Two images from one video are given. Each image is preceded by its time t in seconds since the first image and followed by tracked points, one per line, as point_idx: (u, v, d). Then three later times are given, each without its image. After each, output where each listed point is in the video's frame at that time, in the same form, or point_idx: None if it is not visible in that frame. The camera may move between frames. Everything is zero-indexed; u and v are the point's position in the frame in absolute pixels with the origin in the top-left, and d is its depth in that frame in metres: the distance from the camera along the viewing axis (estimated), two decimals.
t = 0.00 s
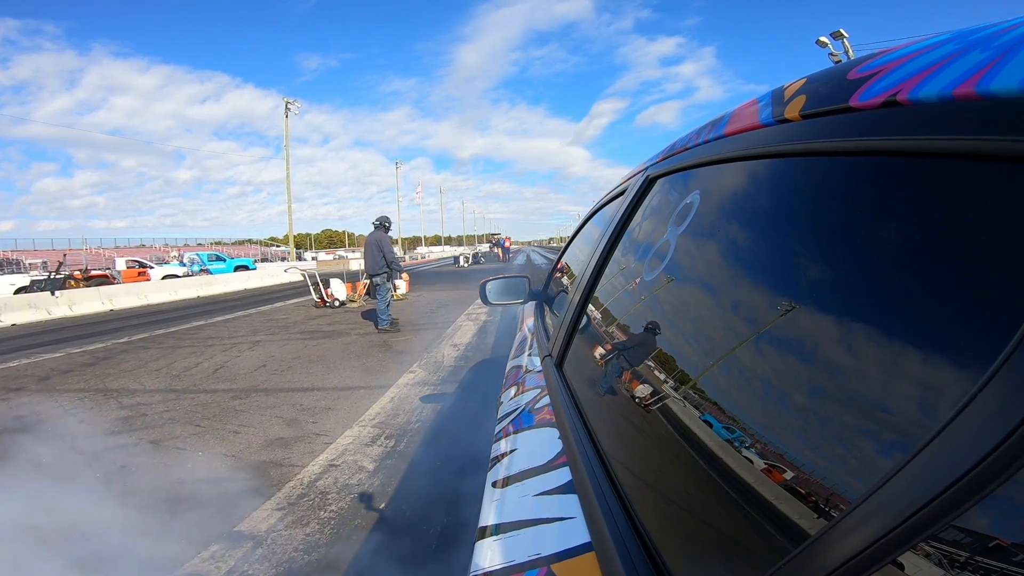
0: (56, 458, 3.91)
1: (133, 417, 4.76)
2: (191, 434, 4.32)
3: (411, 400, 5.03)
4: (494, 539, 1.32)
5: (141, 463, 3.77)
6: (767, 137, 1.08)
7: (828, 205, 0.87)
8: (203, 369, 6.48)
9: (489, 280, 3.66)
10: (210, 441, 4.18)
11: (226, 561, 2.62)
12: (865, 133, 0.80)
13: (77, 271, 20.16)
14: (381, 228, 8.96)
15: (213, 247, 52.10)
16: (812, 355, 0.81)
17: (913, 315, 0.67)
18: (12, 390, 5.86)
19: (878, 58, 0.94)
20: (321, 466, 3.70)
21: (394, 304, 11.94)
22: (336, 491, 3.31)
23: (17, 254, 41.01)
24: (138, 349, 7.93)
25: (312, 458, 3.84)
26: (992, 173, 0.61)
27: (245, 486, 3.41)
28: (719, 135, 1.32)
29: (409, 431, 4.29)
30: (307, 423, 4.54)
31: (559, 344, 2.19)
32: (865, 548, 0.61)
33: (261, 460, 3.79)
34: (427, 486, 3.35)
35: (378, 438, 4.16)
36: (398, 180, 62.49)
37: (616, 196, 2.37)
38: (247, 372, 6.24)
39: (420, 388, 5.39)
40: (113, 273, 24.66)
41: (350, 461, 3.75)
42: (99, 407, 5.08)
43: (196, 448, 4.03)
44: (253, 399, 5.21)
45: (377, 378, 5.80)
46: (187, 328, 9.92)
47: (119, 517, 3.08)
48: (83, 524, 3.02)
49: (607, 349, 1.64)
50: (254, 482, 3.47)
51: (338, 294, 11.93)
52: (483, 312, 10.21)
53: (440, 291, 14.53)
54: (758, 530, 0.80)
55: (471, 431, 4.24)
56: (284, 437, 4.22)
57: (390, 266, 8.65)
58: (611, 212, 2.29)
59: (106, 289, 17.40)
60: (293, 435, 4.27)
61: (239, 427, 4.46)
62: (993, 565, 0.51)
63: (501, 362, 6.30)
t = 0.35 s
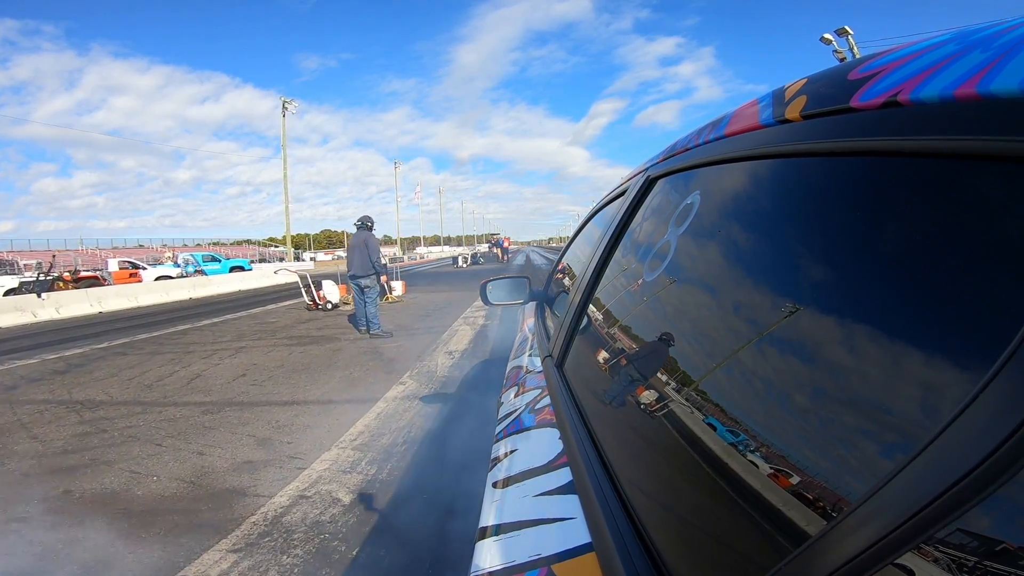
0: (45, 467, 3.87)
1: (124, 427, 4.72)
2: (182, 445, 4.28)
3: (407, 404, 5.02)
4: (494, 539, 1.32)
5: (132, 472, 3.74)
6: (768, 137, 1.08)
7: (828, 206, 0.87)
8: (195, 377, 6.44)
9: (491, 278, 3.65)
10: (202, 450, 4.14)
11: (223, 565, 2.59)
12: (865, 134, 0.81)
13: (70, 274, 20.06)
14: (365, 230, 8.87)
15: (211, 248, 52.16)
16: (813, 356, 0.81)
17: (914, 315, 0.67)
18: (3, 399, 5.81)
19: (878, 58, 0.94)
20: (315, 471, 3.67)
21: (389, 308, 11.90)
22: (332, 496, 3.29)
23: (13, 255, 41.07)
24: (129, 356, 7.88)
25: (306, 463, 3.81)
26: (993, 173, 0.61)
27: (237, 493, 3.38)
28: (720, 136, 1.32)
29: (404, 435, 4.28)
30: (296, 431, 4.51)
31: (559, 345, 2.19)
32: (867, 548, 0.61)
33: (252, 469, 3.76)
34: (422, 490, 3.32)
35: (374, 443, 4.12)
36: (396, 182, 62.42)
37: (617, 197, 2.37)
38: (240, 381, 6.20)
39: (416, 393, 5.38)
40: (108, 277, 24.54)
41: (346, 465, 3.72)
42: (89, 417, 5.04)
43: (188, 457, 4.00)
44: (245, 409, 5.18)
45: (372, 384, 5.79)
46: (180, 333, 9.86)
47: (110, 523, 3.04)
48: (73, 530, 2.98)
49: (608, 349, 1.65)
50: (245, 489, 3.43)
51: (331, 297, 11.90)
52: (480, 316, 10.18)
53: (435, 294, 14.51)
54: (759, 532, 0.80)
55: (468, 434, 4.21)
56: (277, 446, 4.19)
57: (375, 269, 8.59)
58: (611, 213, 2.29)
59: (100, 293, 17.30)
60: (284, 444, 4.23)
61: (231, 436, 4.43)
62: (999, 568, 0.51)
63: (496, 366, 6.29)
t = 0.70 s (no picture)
0: (39, 468, 3.84)
1: (117, 428, 4.68)
2: (177, 445, 4.25)
3: (403, 407, 4.98)
4: (494, 539, 1.32)
5: (127, 473, 3.71)
6: (767, 137, 1.08)
7: (828, 206, 0.87)
8: (191, 378, 6.40)
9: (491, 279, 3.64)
10: (197, 451, 4.12)
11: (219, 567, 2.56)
12: (864, 134, 0.81)
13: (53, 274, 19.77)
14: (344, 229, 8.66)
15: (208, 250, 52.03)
16: (814, 357, 0.81)
17: (913, 315, 0.67)
18: None
19: (878, 58, 0.94)
20: (313, 471, 3.65)
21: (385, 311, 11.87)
22: (330, 496, 3.27)
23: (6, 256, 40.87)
24: (124, 359, 7.83)
25: (303, 465, 3.79)
26: (992, 173, 0.61)
27: (234, 495, 3.36)
28: (719, 136, 1.32)
29: (399, 437, 4.23)
30: (292, 433, 4.48)
31: (559, 345, 2.19)
32: (866, 549, 0.61)
33: (247, 470, 3.73)
34: (418, 496, 3.26)
35: (361, 454, 3.89)
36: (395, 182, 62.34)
37: (616, 197, 2.37)
38: (235, 383, 6.17)
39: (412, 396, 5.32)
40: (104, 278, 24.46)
41: (343, 466, 3.70)
42: (83, 418, 5.00)
43: (177, 460, 3.93)
44: (241, 409, 5.15)
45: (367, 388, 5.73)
46: (175, 336, 9.82)
47: (105, 523, 3.02)
48: (67, 530, 2.96)
49: (608, 349, 1.65)
50: (197, 524, 3.01)
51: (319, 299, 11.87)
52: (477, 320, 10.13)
53: (432, 297, 14.48)
54: (758, 532, 0.80)
55: (466, 435, 4.20)
56: (272, 447, 4.17)
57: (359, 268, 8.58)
58: (611, 212, 2.28)
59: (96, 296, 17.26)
60: (280, 445, 4.21)
61: (226, 436, 4.41)
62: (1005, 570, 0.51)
63: (493, 369, 6.28)
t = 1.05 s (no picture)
0: (35, 466, 3.82)
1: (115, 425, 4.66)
2: (174, 442, 4.23)
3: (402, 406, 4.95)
4: (492, 538, 1.32)
5: (124, 471, 3.69)
6: (767, 137, 1.08)
7: (826, 206, 0.86)
8: (189, 376, 6.38)
9: (491, 278, 3.63)
10: (194, 448, 4.10)
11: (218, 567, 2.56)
12: (863, 133, 0.80)
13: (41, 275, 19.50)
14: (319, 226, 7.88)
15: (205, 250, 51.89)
16: (811, 356, 0.81)
17: (911, 314, 0.67)
18: None
19: (878, 58, 0.94)
20: (312, 470, 3.64)
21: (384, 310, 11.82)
22: (329, 496, 3.27)
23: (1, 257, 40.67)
24: (121, 357, 7.80)
25: (302, 463, 3.78)
26: (990, 173, 0.61)
27: (231, 494, 3.34)
28: (719, 136, 1.32)
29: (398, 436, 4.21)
30: (289, 430, 4.46)
31: (558, 345, 2.18)
32: (863, 550, 0.61)
33: (245, 468, 3.72)
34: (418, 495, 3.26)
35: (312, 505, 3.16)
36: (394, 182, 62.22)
37: (615, 196, 2.37)
38: (233, 381, 6.15)
39: (410, 396, 5.30)
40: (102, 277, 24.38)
41: (342, 465, 3.69)
42: (80, 416, 4.98)
43: (166, 462, 3.85)
44: (238, 406, 5.13)
45: (364, 388, 5.69)
46: (173, 335, 9.78)
47: (103, 523, 3.00)
48: (64, 529, 2.95)
49: (607, 349, 1.64)
50: None
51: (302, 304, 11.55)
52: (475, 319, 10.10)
53: (430, 297, 14.43)
54: (757, 532, 0.80)
55: (466, 434, 4.19)
56: (270, 444, 4.15)
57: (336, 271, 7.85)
58: (611, 212, 2.28)
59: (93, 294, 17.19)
60: (278, 442, 4.19)
61: (221, 435, 4.36)
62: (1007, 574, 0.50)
63: (492, 368, 6.25)
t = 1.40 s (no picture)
0: (37, 470, 3.82)
1: (115, 429, 4.66)
2: (174, 447, 4.21)
3: (403, 408, 4.97)
4: (494, 541, 1.32)
5: (124, 475, 3.69)
6: (767, 139, 1.08)
7: (827, 208, 0.86)
8: (189, 378, 6.37)
9: (492, 280, 3.63)
10: (194, 452, 4.09)
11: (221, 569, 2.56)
12: (863, 135, 0.81)
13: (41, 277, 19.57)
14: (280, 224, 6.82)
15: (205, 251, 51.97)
16: (812, 359, 0.81)
17: (911, 315, 0.67)
18: None
19: (877, 60, 0.94)
20: (313, 473, 3.64)
21: (383, 313, 11.80)
22: (330, 498, 3.27)
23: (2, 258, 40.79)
24: (121, 360, 7.79)
25: (302, 466, 3.77)
26: (991, 175, 0.61)
27: (233, 497, 3.34)
28: (719, 137, 1.32)
29: (399, 438, 4.23)
30: (288, 434, 4.45)
31: (558, 346, 2.18)
32: (863, 553, 0.61)
33: (245, 472, 3.71)
34: (420, 495, 3.28)
35: None
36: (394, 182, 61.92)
37: (616, 198, 2.37)
38: (233, 384, 6.14)
39: (411, 397, 5.32)
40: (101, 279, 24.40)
41: (343, 468, 3.69)
42: (80, 420, 4.97)
43: (168, 465, 3.87)
44: (238, 409, 5.12)
45: (365, 390, 5.70)
46: (172, 337, 9.77)
47: (104, 527, 3.00)
48: (65, 533, 2.94)
49: (608, 351, 1.64)
50: None
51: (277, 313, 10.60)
52: (476, 321, 10.12)
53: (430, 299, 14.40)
54: (758, 535, 0.80)
55: (467, 436, 4.20)
56: (270, 448, 4.14)
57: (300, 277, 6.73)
58: (611, 214, 2.27)
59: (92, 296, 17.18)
60: (277, 446, 4.17)
61: (223, 438, 4.37)
62: None
63: (492, 370, 6.26)
